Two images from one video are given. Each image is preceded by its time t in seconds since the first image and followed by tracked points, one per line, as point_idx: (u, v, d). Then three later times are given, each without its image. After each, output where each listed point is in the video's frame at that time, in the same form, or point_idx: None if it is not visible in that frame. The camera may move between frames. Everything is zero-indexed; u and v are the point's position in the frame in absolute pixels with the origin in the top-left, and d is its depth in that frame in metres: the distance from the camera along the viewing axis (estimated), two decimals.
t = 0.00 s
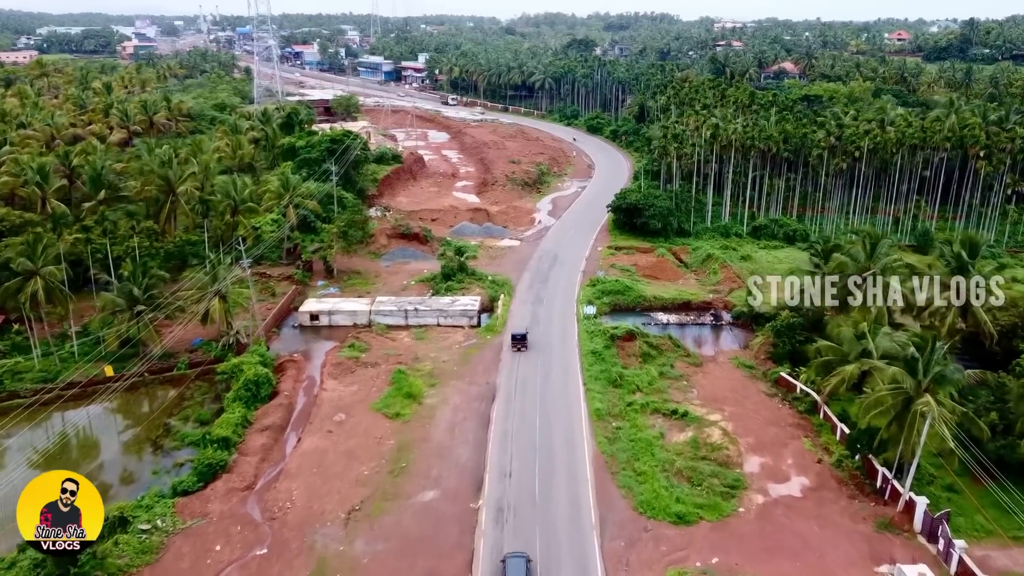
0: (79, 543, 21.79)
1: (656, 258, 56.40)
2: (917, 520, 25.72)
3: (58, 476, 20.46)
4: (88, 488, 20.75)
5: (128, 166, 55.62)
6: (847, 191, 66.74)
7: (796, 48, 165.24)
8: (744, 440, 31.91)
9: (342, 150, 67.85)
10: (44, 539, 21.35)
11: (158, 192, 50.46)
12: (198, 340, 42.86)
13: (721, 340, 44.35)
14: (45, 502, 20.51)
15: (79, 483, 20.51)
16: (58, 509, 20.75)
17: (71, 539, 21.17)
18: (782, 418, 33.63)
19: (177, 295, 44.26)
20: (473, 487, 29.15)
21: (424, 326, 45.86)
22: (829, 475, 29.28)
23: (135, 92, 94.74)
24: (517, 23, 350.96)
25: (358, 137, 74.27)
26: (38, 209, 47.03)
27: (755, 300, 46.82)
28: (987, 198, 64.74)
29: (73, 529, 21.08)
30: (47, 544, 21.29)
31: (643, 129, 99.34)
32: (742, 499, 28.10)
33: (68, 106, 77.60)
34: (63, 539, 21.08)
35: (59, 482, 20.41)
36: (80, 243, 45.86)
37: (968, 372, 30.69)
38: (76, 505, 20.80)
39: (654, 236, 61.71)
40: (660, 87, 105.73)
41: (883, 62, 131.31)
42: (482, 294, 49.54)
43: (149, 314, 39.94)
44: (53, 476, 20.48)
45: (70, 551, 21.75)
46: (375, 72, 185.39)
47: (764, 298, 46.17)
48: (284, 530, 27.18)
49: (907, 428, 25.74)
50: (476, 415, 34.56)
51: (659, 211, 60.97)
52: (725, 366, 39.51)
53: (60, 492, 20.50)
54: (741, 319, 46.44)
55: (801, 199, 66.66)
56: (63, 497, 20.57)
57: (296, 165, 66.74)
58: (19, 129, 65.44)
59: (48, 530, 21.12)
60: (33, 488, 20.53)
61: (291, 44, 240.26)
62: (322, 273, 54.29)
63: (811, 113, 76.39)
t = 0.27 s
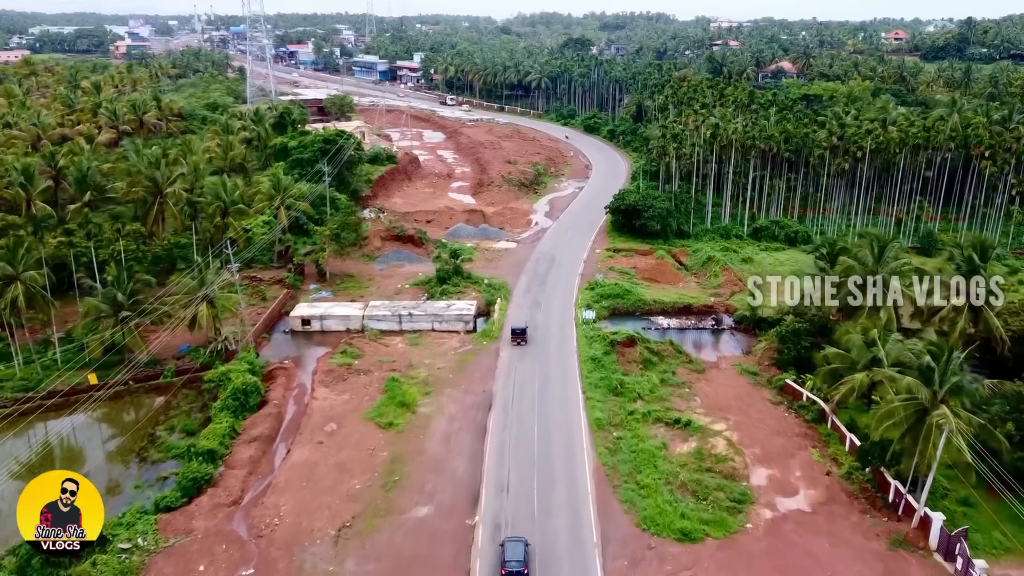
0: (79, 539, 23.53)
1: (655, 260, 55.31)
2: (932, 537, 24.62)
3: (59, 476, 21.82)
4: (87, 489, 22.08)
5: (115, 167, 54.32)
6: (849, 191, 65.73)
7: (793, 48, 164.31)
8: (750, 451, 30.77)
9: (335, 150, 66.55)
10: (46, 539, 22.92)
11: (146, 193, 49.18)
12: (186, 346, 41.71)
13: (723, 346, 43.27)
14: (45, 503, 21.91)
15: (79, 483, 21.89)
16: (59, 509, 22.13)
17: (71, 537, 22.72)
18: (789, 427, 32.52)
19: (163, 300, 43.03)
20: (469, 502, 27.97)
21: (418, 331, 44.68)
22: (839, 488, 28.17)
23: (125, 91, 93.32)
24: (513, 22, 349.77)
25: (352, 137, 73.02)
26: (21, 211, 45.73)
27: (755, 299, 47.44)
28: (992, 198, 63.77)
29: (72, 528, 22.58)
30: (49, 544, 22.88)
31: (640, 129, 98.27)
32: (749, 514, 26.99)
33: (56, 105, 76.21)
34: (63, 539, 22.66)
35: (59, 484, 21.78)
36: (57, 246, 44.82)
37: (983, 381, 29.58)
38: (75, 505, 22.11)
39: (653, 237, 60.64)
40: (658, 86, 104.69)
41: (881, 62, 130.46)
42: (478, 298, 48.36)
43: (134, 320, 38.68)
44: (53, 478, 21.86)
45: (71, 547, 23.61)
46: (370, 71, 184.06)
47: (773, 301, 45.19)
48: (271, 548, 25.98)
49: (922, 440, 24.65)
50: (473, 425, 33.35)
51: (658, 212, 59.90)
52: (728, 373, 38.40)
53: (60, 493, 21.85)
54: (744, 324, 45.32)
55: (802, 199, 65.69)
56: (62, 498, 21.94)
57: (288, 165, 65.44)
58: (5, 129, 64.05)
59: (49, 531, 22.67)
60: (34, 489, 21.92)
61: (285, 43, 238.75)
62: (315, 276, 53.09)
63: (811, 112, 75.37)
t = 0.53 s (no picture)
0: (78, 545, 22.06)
1: (654, 263, 54.23)
2: (950, 556, 23.55)
3: (60, 475, 21.22)
4: (89, 488, 21.36)
5: (101, 168, 52.98)
6: (850, 192, 64.75)
7: (791, 47, 163.45)
8: (757, 462, 29.66)
9: (328, 151, 65.22)
10: (44, 540, 21.58)
11: (132, 195, 47.97)
12: (172, 353, 40.56)
13: (725, 352, 42.20)
14: (45, 501, 21.05)
15: (80, 482, 21.23)
16: (59, 509, 21.18)
17: (71, 539, 21.52)
18: (795, 438, 31.44)
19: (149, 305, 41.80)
20: (465, 518, 26.81)
21: (412, 337, 43.52)
22: (850, 503, 27.10)
23: (116, 90, 91.89)
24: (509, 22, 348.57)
25: (346, 137, 71.72)
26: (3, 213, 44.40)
27: (755, 300, 47.21)
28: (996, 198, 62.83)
29: (72, 529, 21.48)
30: (47, 545, 21.54)
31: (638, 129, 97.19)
32: (758, 530, 25.87)
33: (44, 105, 74.73)
34: (62, 540, 21.37)
35: (59, 482, 21.12)
36: (38, 249, 43.60)
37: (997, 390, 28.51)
38: (76, 505, 21.29)
39: (653, 239, 59.56)
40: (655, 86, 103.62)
41: (880, 61, 129.62)
42: (474, 303, 47.20)
43: (119, 326, 37.43)
44: (53, 477, 21.23)
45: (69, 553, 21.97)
46: (365, 71, 182.65)
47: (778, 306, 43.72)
48: (257, 568, 24.78)
49: (939, 454, 23.55)
50: (468, 435, 32.19)
51: (658, 213, 58.83)
52: (732, 380, 37.30)
53: (60, 493, 21.11)
54: (746, 328, 44.26)
55: (803, 200, 64.69)
56: (62, 497, 21.15)
57: (280, 166, 64.17)
58: None
59: (48, 531, 21.42)
60: (34, 488, 21.16)
61: (280, 42, 237.17)
62: (307, 280, 51.90)
63: (812, 111, 74.37)
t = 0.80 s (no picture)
0: (78, 544, 22.13)
1: (654, 265, 53.14)
2: None
3: (59, 476, 21.08)
4: (88, 488, 21.22)
5: (86, 169, 51.64)
6: (852, 192, 63.78)
7: (787, 47, 162.63)
8: (763, 475, 28.54)
9: (320, 151, 63.84)
10: (45, 540, 21.64)
11: (118, 197, 46.65)
12: (158, 360, 39.36)
13: (728, 358, 41.14)
14: (46, 501, 20.92)
15: (79, 483, 21.05)
16: (59, 509, 21.08)
17: (71, 539, 21.51)
18: (803, 448, 30.35)
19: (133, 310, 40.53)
20: (460, 536, 25.64)
21: (406, 342, 42.33)
22: (861, 518, 26.01)
23: (105, 90, 90.41)
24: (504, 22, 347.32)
25: (338, 137, 70.39)
26: None
27: (754, 300, 46.76)
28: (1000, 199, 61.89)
29: (72, 529, 21.44)
30: (47, 544, 21.58)
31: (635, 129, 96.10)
32: (766, 548, 24.77)
33: (30, 105, 73.24)
34: (63, 540, 21.38)
35: (59, 483, 20.98)
36: (18, 253, 42.28)
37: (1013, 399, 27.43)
38: (76, 505, 21.17)
39: (651, 241, 58.49)
40: (652, 85, 102.60)
41: (877, 60, 128.82)
42: (469, 307, 45.99)
43: (101, 333, 36.12)
44: (54, 477, 21.11)
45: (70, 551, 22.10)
46: (359, 70, 181.24)
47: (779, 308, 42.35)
48: None
49: (958, 469, 22.44)
50: (463, 447, 31.00)
51: (656, 214, 57.77)
52: (735, 388, 36.19)
53: (60, 493, 20.98)
54: (748, 333, 43.18)
55: (804, 201, 63.68)
56: (62, 497, 21.02)
57: (271, 166, 62.85)
58: None
59: (49, 531, 21.40)
60: (36, 487, 21.14)
61: (273, 41, 235.37)
62: (298, 283, 50.70)
63: (812, 111, 73.40)
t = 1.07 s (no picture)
0: (78, 544, 21.57)
1: (653, 268, 52.04)
2: None
3: (59, 476, 20.42)
4: (88, 488, 20.59)
5: (70, 169, 50.31)
6: (852, 193, 62.79)
7: (784, 46, 161.86)
8: (770, 488, 27.42)
9: (311, 151, 62.45)
10: (45, 540, 21.08)
11: (102, 199, 45.36)
12: (142, 367, 38.09)
13: (730, 363, 40.05)
14: (45, 501, 20.29)
15: (79, 482, 20.41)
16: (59, 509, 20.47)
17: (71, 539, 20.92)
18: (810, 460, 29.26)
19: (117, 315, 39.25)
20: (455, 554, 24.47)
21: (399, 348, 41.14)
22: (874, 534, 24.93)
23: (94, 89, 88.96)
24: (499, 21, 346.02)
25: (330, 137, 69.06)
26: None
27: (754, 300, 46.13)
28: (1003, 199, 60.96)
29: (73, 529, 20.80)
30: (48, 544, 21.03)
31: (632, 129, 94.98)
32: (775, 566, 23.67)
33: (15, 105, 71.75)
34: (63, 540, 20.80)
35: (59, 482, 20.32)
36: None
37: None
38: (76, 505, 20.54)
39: (650, 242, 57.41)
40: (649, 85, 101.54)
41: (875, 60, 127.99)
42: (464, 312, 44.81)
43: (82, 340, 34.77)
44: (53, 477, 20.43)
45: (69, 552, 21.51)
46: (353, 70, 179.90)
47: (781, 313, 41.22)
48: None
49: (978, 485, 21.36)
50: (458, 459, 29.82)
51: (655, 216, 56.71)
52: (739, 395, 35.07)
53: (60, 493, 20.34)
54: (750, 338, 42.09)
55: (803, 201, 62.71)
56: (62, 497, 20.37)
57: (261, 167, 61.50)
58: None
59: (49, 530, 20.79)
60: (34, 487, 20.50)
61: (267, 41, 233.66)
62: (288, 287, 49.44)
63: (811, 110, 72.43)
